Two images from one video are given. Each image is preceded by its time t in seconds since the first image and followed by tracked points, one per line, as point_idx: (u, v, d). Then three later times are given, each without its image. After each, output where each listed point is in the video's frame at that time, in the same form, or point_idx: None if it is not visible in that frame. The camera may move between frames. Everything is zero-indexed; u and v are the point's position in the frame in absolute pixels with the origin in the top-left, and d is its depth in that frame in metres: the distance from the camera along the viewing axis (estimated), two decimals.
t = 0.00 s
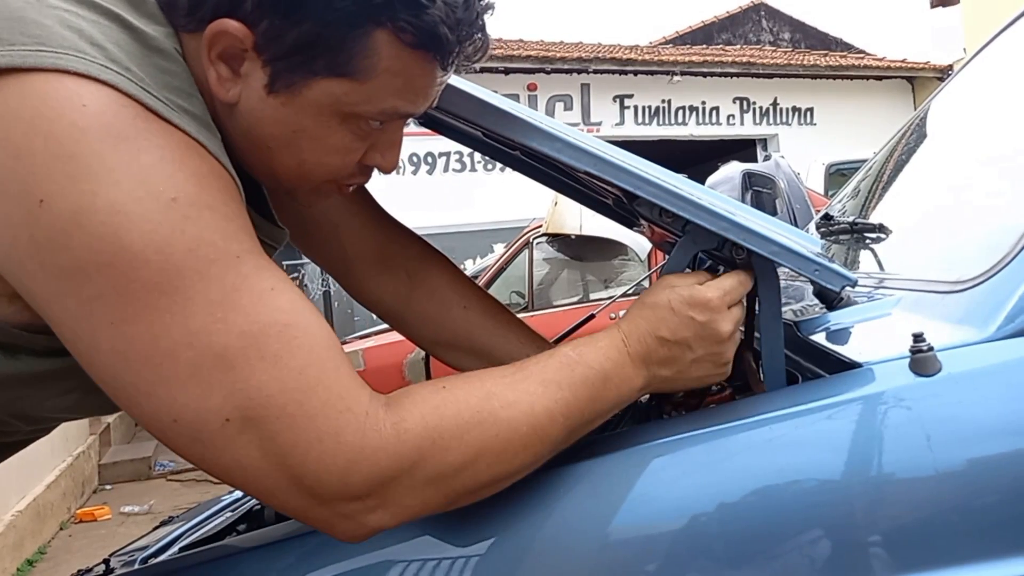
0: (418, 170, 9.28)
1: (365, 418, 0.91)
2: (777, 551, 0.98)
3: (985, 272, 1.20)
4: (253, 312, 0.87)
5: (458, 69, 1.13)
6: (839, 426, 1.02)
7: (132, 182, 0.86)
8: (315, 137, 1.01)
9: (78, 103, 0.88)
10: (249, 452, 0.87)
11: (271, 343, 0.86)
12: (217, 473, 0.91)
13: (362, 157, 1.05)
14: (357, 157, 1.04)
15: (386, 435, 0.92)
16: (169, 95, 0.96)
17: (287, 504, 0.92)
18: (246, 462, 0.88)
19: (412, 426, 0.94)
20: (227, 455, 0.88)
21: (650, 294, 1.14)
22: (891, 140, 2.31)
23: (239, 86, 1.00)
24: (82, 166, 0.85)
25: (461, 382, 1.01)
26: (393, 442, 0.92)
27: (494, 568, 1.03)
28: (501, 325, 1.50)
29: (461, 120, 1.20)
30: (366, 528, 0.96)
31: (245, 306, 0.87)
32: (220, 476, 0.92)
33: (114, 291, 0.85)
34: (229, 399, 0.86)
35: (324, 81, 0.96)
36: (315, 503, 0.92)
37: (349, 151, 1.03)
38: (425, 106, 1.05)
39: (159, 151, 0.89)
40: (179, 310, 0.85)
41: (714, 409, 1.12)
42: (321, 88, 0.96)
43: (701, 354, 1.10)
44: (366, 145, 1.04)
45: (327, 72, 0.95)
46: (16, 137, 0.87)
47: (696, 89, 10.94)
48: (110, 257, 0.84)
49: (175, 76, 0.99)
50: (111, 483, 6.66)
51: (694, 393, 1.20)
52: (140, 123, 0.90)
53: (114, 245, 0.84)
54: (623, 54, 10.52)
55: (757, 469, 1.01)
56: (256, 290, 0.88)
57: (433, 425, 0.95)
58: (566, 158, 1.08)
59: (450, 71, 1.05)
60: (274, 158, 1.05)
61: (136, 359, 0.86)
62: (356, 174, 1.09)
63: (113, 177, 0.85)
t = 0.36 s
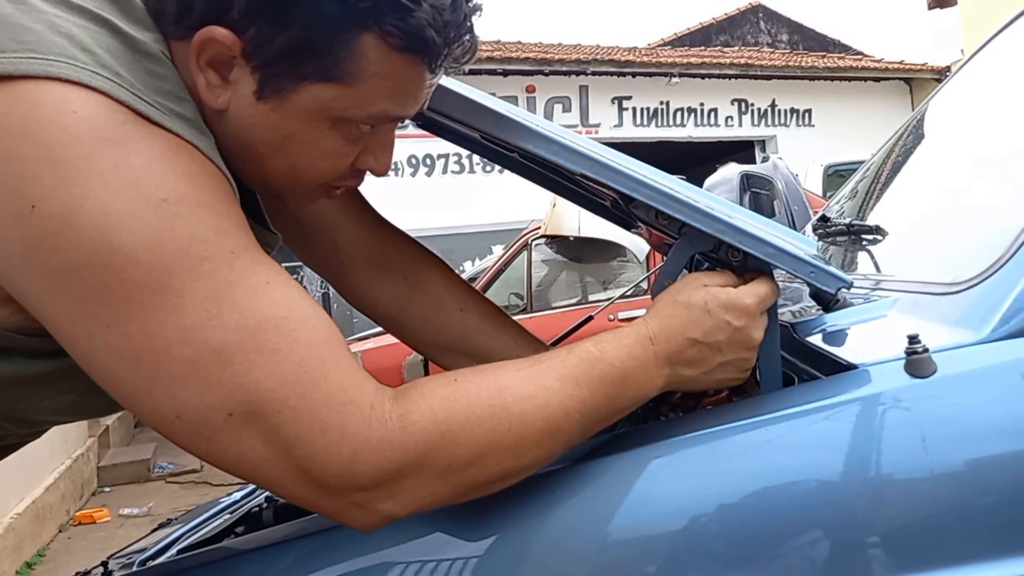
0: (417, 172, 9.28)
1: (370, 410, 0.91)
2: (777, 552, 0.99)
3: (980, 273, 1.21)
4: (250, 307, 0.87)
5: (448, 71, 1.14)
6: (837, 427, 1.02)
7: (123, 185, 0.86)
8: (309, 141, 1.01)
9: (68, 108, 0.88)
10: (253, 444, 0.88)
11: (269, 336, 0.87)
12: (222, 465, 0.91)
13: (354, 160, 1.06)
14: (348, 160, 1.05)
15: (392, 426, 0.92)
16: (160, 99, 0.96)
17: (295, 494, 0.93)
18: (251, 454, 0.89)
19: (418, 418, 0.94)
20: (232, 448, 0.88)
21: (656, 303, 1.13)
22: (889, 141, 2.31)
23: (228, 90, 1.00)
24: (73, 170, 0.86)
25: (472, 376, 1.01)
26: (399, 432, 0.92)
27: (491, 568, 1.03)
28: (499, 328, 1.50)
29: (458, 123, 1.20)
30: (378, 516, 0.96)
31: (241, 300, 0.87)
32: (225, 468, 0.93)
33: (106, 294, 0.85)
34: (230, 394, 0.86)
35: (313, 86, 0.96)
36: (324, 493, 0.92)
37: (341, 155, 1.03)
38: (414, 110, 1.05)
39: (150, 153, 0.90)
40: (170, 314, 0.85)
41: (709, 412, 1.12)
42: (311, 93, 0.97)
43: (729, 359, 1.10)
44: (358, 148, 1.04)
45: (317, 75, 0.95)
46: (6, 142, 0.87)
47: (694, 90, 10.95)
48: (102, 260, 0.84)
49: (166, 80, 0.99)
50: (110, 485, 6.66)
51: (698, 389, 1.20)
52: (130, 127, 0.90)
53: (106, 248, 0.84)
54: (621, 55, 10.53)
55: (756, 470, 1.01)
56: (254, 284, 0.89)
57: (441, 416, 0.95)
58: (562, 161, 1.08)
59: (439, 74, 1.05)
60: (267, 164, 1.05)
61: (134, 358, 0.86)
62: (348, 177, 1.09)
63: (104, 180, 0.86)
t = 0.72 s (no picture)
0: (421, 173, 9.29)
1: (365, 415, 0.92)
2: (783, 552, 0.99)
3: (987, 272, 1.20)
4: (247, 309, 0.87)
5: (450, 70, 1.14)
6: (843, 427, 1.02)
7: (128, 185, 0.87)
8: (313, 142, 1.02)
9: (73, 108, 0.88)
10: (249, 448, 0.89)
11: (270, 339, 0.87)
12: (217, 468, 0.92)
13: (358, 158, 1.06)
14: (352, 158, 1.05)
15: (384, 431, 0.93)
16: (163, 100, 0.97)
17: (288, 499, 0.93)
18: (245, 457, 0.89)
19: (411, 424, 0.94)
20: (228, 450, 0.89)
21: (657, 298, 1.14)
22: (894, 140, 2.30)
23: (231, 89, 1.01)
24: (78, 170, 0.86)
25: (465, 383, 1.01)
26: (392, 439, 0.93)
27: (496, 569, 1.03)
28: (503, 330, 1.50)
29: (461, 124, 1.20)
30: (370, 522, 0.96)
31: (242, 302, 0.87)
32: (220, 471, 0.93)
33: (109, 294, 0.85)
34: (227, 397, 0.86)
35: (317, 85, 0.97)
36: (317, 498, 0.93)
37: (344, 153, 1.04)
38: (417, 108, 1.05)
39: (154, 153, 0.90)
40: (173, 314, 0.86)
41: (715, 412, 1.12)
42: (314, 92, 0.97)
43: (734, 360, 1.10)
44: (362, 147, 1.04)
45: (320, 73, 0.96)
46: (11, 143, 0.87)
47: (698, 90, 10.94)
48: (106, 260, 0.85)
49: (169, 81, 1.00)
50: (117, 487, 6.68)
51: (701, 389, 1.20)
52: (134, 127, 0.91)
53: (110, 248, 0.85)
54: (625, 55, 10.53)
55: (762, 470, 1.01)
56: (254, 287, 0.89)
57: (436, 421, 0.95)
58: (566, 162, 1.08)
59: (442, 72, 1.05)
60: (272, 165, 1.06)
61: (138, 359, 0.86)
62: (351, 176, 1.09)
63: (108, 180, 0.86)
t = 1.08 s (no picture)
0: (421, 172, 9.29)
1: (363, 414, 0.91)
2: (785, 552, 0.99)
3: (988, 273, 1.20)
4: (248, 311, 0.87)
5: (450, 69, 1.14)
6: (844, 427, 1.02)
7: (127, 186, 0.87)
8: (315, 142, 1.02)
9: (72, 109, 0.88)
10: (249, 450, 0.88)
11: (268, 340, 0.87)
12: (217, 472, 0.91)
13: (358, 157, 1.06)
14: (352, 157, 1.05)
15: (383, 431, 0.92)
16: (162, 101, 0.97)
17: (288, 501, 0.93)
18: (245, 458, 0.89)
19: (410, 423, 0.94)
20: (226, 453, 0.89)
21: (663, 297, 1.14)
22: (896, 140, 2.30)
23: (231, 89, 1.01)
24: (77, 171, 0.86)
25: (463, 382, 1.01)
26: (391, 437, 0.92)
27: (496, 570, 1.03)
28: (504, 331, 1.50)
29: (462, 124, 1.20)
30: (369, 524, 0.96)
31: (241, 303, 0.87)
32: (219, 475, 0.93)
33: (109, 296, 0.85)
34: (227, 397, 0.86)
35: (317, 84, 0.97)
36: (317, 500, 0.92)
37: (345, 152, 1.04)
38: (418, 107, 1.05)
39: (154, 154, 0.90)
40: (172, 316, 0.85)
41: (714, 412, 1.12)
42: (315, 91, 0.97)
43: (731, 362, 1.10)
44: (362, 146, 1.04)
45: (320, 71, 0.96)
46: (11, 144, 0.87)
47: (699, 89, 10.94)
48: (106, 262, 0.85)
49: (169, 82, 1.00)
50: (118, 487, 6.68)
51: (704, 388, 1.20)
52: (134, 128, 0.91)
53: (109, 249, 0.85)
54: (625, 55, 10.52)
55: (762, 471, 1.01)
56: (252, 288, 0.89)
57: (435, 420, 0.95)
58: (568, 162, 1.08)
59: (442, 70, 1.05)
60: (273, 164, 1.06)
61: (137, 360, 0.86)
62: (352, 174, 1.09)
63: (108, 181, 0.86)
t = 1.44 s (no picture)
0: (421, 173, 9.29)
1: (390, 389, 0.92)
2: (786, 553, 0.99)
3: (990, 273, 1.20)
4: (267, 297, 0.88)
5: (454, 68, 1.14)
6: (844, 428, 1.02)
7: (138, 183, 0.87)
8: (320, 141, 1.02)
9: (84, 107, 0.88)
10: (274, 432, 0.88)
11: (286, 324, 0.87)
12: (243, 458, 0.91)
13: (364, 156, 1.06)
14: (358, 156, 1.05)
15: (412, 404, 0.93)
16: (173, 100, 0.97)
17: (317, 483, 0.93)
18: (268, 441, 0.89)
19: (438, 396, 0.94)
20: (251, 436, 0.88)
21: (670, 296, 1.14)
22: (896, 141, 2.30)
23: (239, 88, 1.01)
24: (89, 168, 0.86)
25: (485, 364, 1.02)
26: (420, 411, 0.93)
27: (500, 569, 1.03)
28: (505, 331, 1.50)
29: (462, 124, 1.20)
30: (398, 505, 0.96)
31: (257, 291, 0.88)
32: (246, 462, 0.93)
33: (124, 287, 0.86)
34: (250, 381, 0.86)
35: (323, 83, 0.97)
36: (346, 478, 0.92)
37: (350, 150, 1.04)
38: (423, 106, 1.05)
39: (165, 151, 0.90)
40: (184, 313, 0.86)
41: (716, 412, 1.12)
42: (321, 89, 0.97)
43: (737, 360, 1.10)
44: (368, 144, 1.04)
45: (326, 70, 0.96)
46: (23, 142, 0.87)
47: (698, 90, 10.94)
48: (118, 259, 0.85)
49: (178, 82, 1.00)
50: (117, 487, 6.68)
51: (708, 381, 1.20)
52: (144, 125, 0.91)
53: (121, 247, 0.85)
54: (625, 56, 10.53)
55: (763, 471, 1.01)
56: (269, 275, 0.89)
57: (460, 394, 0.96)
58: (569, 163, 1.08)
59: (447, 68, 1.05)
60: (278, 163, 1.06)
61: (156, 350, 0.86)
62: (356, 172, 1.09)
63: (119, 178, 0.86)
